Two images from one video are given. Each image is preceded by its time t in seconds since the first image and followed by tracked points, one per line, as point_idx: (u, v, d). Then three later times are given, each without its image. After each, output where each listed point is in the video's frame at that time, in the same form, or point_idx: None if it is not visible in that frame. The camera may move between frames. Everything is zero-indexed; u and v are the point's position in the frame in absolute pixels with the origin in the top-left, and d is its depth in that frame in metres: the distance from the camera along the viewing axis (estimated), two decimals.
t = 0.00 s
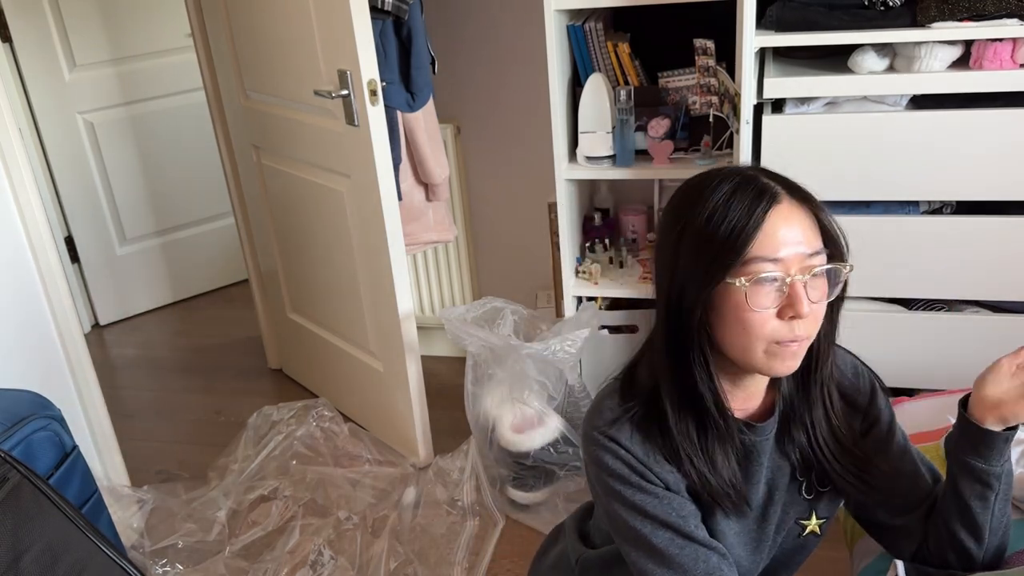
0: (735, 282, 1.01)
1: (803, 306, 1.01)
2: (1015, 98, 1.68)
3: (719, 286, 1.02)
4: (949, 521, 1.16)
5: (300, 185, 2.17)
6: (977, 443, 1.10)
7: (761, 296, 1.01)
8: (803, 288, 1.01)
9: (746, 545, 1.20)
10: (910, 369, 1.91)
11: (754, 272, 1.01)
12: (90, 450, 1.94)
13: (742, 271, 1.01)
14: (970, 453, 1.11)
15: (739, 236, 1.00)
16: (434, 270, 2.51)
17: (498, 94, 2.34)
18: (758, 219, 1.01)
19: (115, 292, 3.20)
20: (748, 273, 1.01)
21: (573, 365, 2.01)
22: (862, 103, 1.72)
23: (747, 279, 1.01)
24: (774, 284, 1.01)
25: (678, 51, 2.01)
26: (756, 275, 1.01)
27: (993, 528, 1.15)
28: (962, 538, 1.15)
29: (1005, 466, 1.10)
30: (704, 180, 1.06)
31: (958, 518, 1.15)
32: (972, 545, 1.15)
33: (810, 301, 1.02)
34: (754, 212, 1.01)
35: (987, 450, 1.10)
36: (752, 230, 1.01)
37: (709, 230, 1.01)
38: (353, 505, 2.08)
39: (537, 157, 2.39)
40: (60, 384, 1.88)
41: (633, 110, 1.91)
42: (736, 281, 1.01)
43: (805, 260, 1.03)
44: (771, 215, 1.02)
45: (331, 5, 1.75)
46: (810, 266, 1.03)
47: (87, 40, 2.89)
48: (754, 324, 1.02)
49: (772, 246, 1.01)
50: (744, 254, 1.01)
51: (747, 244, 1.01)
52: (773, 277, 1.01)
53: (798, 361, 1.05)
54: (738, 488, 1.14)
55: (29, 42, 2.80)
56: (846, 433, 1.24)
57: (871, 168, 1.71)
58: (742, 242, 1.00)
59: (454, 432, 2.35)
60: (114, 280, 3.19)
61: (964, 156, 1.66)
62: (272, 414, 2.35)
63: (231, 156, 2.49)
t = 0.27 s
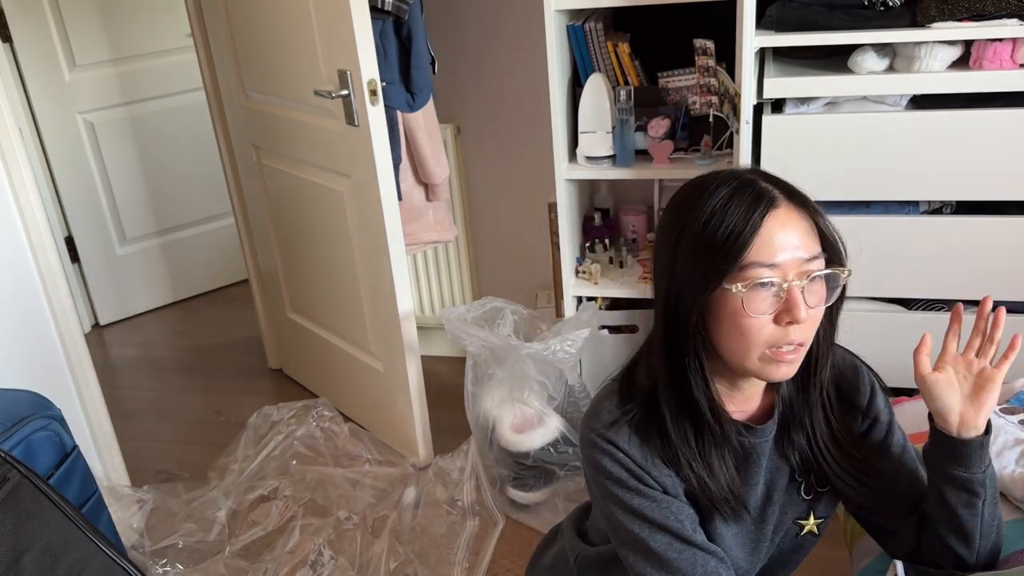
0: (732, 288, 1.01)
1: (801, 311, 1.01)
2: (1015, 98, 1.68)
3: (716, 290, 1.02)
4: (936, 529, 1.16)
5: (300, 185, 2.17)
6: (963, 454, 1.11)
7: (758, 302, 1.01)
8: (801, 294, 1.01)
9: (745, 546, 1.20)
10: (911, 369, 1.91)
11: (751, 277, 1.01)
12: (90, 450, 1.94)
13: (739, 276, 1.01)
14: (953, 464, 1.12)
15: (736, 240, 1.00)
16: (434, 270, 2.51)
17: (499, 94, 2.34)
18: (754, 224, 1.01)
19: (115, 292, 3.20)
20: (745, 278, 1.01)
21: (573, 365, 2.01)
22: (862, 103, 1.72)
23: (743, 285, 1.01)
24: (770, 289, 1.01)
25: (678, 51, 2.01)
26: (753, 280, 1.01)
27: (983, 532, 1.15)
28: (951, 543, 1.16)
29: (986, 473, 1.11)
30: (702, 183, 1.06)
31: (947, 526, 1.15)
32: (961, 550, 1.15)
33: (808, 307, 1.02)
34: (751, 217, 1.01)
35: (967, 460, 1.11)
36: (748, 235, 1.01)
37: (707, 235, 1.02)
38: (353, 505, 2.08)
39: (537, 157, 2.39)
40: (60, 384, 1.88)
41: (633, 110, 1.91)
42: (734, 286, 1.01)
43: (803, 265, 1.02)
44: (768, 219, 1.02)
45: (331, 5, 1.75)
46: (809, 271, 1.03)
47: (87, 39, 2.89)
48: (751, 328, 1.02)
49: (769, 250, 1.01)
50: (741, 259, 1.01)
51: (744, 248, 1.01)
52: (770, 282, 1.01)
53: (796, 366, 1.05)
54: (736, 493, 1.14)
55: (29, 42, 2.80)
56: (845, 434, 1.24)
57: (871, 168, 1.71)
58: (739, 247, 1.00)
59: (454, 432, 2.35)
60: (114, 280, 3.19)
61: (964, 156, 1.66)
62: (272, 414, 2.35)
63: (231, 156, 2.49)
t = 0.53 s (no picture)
0: (745, 281, 1.01)
1: (812, 308, 1.01)
2: (1015, 98, 1.68)
3: (728, 284, 1.02)
4: (936, 533, 1.16)
5: (300, 185, 2.17)
6: (961, 460, 1.11)
7: (771, 296, 1.01)
8: (812, 290, 1.02)
9: (746, 550, 1.20)
10: (911, 369, 1.91)
11: (764, 271, 1.01)
12: (90, 450, 1.94)
13: (753, 271, 1.01)
14: (951, 470, 1.12)
15: (750, 235, 1.01)
16: (434, 270, 2.51)
17: (499, 94, 2.34)
18: (769, 220, 1.02)
19: (115, 292, 3.19)
20: (759, 273, 1.01)
21: (573, 365, 2.01)
22: (862, 103, 1.72)
23: (757, 279, 1.01)
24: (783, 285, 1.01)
25: (678, 51, 2.01)
26: (766, 275, 1.01)
27: (982, 536, 1.15)
28: (951, 548, 1.16)
29: (984, 480, 1.11)
30: (716, 181, 1.07)
31: (946, 531, 1.15)
32: (961, 555, 1.15)
33: (818, 304, 1.02)
34: (766, 213, 1.02)
35: (964, 466, 1.11)
36: (764, 231, 1.01)
37: (721, 228, 1.02)
38: (353, 505, 2.08)
39: (537, 157, 2.39)
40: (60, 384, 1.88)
41: (633, 110, 1.91)
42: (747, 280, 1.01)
43: (815, 263, 1.03)
44: (782, 216, 1.02)
45: (331, 5, 1.75)
46: (820, 269, 1.03)
47: (86, 39, 2.89)
48: (762, 323, 1.02)
49: (783, 247, 1.02)
50: (756, 254, 1.01)
51: (758, 243, 1.01)
52: (783, 278, 1.01)
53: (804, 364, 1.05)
54: (737, 497, 1.14)
55: (29, 43, 2.80)
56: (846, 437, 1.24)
57: (871, 168, 1.71)
58: (753, 241, 1.01)
59: (454, 432, 2.35)
60: (114, 280, 3.18)
61: (964, 156, 1.66)
62: (272, 414, 2.35)
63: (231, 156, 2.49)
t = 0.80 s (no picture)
0: (749, 282, 1.01)
1: (815, 311, 1.01)
2: (1015, 98, 1.68)
3: (733, 285, 1.02)
4: (936, 533, 1.16)
5: (300, 185, 2.17)
6: (960, 461, 1.11)
7: (775, 299, 1.01)
8: (816, 293, 1.02)
9: (746, 550, 1.20)
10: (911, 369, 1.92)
11: (770, 273, 1.01)
12: (89, 450, 1.94)
13: (758, 272, 1.01)
14: (950, 472, 1.12)
15: (757, 236, 1.01)
16: (434, 270, 2.51)
17: (499, 93, 2.34)
18: (776, 222, 1.01)
19: (115, 292, 3.19)
20: (764, 274, 1.01)
21: (573, 365, 2.01)
22: (862, 103, 1.72)
23: (762, 280, 1.01)
24: (788, 287, 1.01)
25: (678, 51, 2.01)
26: (771, 277, 1.01)
27: (982, 536, 1.15)
28: (950, 550, 1.16)
29: (982, 481, 1.11)
30: (724, 180, 1.06)
31: (945, 532, 1.15)
32: (961, 556, 1.15)
33: (822, 307, 1.02)
34: (774, 214, 1.02)
35: (963, 467, 1.11)
36: (770, 233, 1.01)
37: (729, 229, 1.02)
38: (353, 505, 2.08)
39: (537, 157, 2.39)
40: (60, 384, 1.88)
41: (633, 110, 1.91)
42: (752, 281, 1.01)
43: (820, 265, 1.03)
44: (789, 218, 1.02)
45: (330, 5, 1.75)
46: (824, 272, 1.03)
47: (87, 39, 2.89)
48: (764, 326, 1.02)
49: (789, 249, 1.01)
50: (762, 255, 1.01)
51: (764, 245, 1.01)
52: (788, 280, 1.01)
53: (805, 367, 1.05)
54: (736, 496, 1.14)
55: (29, 43, 2.80)
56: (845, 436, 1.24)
57: (871, 168, 1.71)
58: (760, 242, 1.01)
59: (454, 432, 2.35)
60: (114, 280, 3.18)
61: (964, 157, 1.66)
62: (272, 414, 2.35)
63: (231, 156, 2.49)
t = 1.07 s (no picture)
0: (747, 276, 1.01)
1: (813, 306, 1.01)
2: (1015, 97, 1.68)
3: (732, 280, 1.02)
4: (935, 533, 1.16)
5: (301, 185, 2.17)
6: (957, 461, 1.11)
7: (772, 293, 1.01)
8: (814, 289, 1.02)
9: (744, 547, 1.20)
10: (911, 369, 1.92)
11: (768, 268, 1.01)
12: (89, 450, 1.94)
13: (756, 266, 1.01)
14: (947, 472, 1.12)
15: (755, 230, 1.01)
16: (434, 270, 2.51)
17: (498, 93, 2.34)
18: (774, 217, 1.02)
19: (115, 292, 3.19)
20: (762, 269, 1.01)
21: (573, 365, 2.01)
22: (862, 103, 1.72)
23: (760, 274, 1.00)
24: (785, 282, 1.01)
25: (678, 51, 2.01)
26: (769, 271, 1.01)
27: (981, 536, 1.15)
28: (950, 550, 1.16)
29: (980, 481, 1.11)
30: (722, 178, 1.07)
31: (944, 532, 1.15)
32: (960, 555, 1.15)
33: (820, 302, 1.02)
34: (772, 209, 1.02)
35: (961, 468, 1.11)
36: (769, 227, 1.02)
37: (728, 224, 1.02)
38: (353, 505, 2.08)
39: (537, 157, 2.39)
40: (60, 383, 1.88)
41: (633, 110, 1.91)
42: (750, 275, 1.01)
43: (817, 262, 1.03)
44: (787, 214, 1.03)
45: (331, 5, 1.75)
46: (822, 269, 1.03)
47: (86, 39, 2.88)
48: (762, 321, 1.02)
49: (786, 244, 1.02)
50: (760, 249, 1.01)
51: (762, 240, 1.01)
52: (785, 274, 1.01)
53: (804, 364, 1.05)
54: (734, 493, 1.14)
55: (29, 43, 2.80)
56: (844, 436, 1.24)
57: (872, 168, 1.71)
58: (758, 237, 1.01)
59: (454, 432, 2.35)
60: (114, 280, 3.18)
61: (964, 157, 1.66)
62: (272, 414, 2.35)
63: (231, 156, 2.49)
